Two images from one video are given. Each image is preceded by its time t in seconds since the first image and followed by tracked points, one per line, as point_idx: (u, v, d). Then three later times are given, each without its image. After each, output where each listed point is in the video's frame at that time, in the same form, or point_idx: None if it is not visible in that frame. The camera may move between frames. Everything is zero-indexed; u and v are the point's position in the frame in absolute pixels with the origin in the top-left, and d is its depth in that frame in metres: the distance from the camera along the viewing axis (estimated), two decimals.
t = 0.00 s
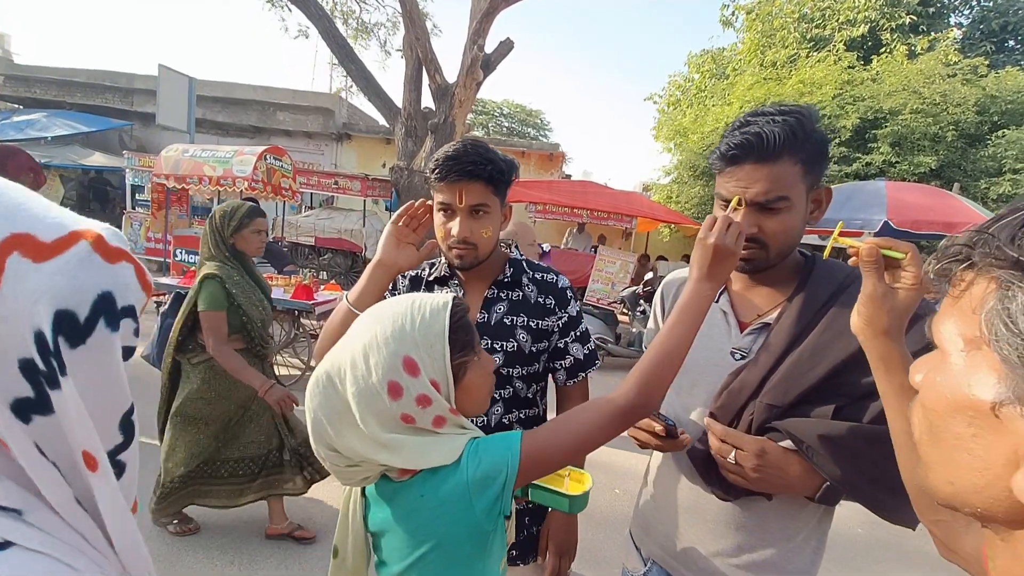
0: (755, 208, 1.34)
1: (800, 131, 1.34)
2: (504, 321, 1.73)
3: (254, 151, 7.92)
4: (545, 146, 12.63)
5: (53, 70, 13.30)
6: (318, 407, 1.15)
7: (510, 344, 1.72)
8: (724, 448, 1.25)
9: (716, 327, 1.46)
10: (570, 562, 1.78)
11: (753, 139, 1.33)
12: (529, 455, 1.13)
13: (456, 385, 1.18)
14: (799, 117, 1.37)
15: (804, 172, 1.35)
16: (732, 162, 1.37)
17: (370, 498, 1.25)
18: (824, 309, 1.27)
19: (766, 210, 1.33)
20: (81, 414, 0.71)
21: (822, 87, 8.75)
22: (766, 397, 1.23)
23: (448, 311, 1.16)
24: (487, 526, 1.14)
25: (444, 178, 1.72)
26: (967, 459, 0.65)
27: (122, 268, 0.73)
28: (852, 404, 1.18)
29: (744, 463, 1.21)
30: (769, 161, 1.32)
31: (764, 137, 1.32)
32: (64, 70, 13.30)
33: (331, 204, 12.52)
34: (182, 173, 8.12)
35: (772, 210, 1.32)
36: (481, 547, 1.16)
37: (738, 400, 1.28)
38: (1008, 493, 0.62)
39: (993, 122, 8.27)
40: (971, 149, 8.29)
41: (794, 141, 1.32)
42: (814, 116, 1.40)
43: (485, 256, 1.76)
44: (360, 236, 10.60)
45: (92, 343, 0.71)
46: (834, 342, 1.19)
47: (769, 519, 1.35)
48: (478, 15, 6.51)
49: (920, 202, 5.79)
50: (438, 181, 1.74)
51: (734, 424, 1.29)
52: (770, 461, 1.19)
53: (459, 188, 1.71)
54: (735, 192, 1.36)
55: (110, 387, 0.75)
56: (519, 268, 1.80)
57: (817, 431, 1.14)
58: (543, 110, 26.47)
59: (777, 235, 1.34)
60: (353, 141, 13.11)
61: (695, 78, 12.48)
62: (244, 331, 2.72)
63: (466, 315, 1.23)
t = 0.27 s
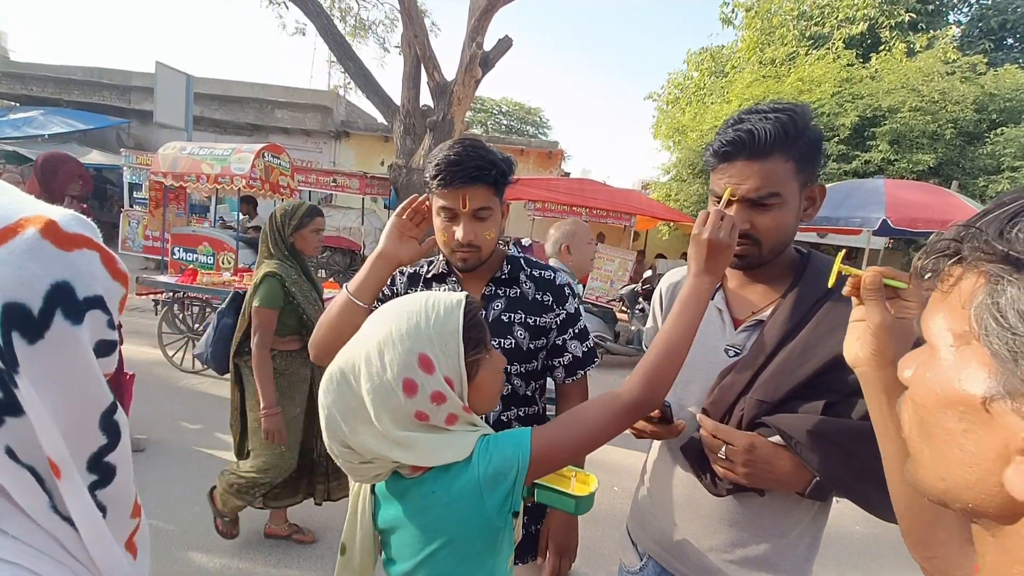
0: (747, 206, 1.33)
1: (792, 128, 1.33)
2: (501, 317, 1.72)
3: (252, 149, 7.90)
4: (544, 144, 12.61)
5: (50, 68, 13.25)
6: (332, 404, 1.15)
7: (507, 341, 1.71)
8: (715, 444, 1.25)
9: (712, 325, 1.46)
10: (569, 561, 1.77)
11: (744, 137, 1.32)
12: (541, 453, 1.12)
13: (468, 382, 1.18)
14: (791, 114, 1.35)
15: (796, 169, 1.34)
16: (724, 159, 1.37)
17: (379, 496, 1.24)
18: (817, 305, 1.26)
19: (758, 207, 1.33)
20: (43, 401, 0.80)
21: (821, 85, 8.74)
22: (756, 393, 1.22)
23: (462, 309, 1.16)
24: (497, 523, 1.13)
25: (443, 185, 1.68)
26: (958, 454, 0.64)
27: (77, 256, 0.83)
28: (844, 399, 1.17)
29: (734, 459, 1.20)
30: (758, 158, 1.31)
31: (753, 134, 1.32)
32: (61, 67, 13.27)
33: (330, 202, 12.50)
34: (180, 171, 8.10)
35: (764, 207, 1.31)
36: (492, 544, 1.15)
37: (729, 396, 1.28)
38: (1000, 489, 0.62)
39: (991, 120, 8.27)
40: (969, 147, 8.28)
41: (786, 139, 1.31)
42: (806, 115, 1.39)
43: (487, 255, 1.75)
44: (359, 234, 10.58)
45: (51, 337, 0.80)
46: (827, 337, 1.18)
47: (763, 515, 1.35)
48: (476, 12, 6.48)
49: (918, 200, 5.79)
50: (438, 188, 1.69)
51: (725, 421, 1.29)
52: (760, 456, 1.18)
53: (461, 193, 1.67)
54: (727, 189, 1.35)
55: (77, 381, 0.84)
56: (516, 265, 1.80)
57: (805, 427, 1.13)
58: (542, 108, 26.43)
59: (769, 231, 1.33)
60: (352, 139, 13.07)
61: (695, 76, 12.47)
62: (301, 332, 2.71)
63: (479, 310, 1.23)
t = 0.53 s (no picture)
0: (747, 203, 1.33)
1: (792, 126, 1.32)
2: (502, 316, 1.71)
3: (253, 148, 7.89)
4: (545, 142, 12.59)
5: (51, 66, 13.26)
6: (341, 403, 1.15)
7: (509, 340, 1.71)
8: (716, 443, 1.25)
9: (713, 324, 1.45)
10: (569, 558, 1.78)
11: (743, 134, 1.32)
12: (548, 451, 1.12)
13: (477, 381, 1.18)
14: (792, 111, 1.35)
15: (797, 167, 1.33)
16: (724, 156, 1.36)
17: (386, 495, 1.24)
18: (818, 303, 1.25)
19: (757, 204, 1.32)
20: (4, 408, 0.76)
21: (823, 83, 8.71)
22: (756, 392, 1.22)
23: (470, 308, 1.15)
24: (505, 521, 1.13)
25: (447, 189, 1.66)
26: (967, 459, 0.64)
27: (23, 256, 0.80)
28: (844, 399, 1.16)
29: (734, 459, 1.20)
30: (757, 156, 1.31)
31: (752, 132, 1.31)
32: (62, 66, 13.27)
33: (330, 201, 12.50)
34: (181, 170, 8.11)
35: (764, 205, 1.31)
36: (499, 542, 1.15)
37: (729, 396, 1.27)
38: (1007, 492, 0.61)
39: (994, 118, 8.24)
40: (972, 144, 8.25)
41: (785, 136, 1.31)
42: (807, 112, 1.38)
43: (492, 256, 1.75)
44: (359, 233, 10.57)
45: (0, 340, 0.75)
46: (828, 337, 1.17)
47: (763, 515, 1.34)
48: (477, 10, 6.46)
49: (920, 198, 5.78)
50: (441, 192, 1.67)
51: (725, 420, 1.28)
52: (760, 456, 1.17)
53: (466, 196, 1.65)
54: (727, 187, 1.35)
55: (37, 381, 0.79)
56: (518, 264, 1.79)
57: (805, 426, 1.13)
58: (543, 107, 26.39)
59: (769, 229, 1.33)
60: (353, 137, 13.06)
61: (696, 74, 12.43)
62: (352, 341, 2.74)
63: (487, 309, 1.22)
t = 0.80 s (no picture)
0: (753, 200, 1.31)
1: (799, 120, 1.31)
2: (504, 313, 1.70)
3: (254, 146, 7.89)
4: (546, 140, 12.56)
5: (53, 65, 13.27)
6: (347, 400, 1.14)
7: (510, 336, 1.69)
8: (720, 443, 1.24)
9: (717, 322, 1.44)
10: (570, 553, 1.78)
11: (748, 129, 1.30)
12: (553, 448, 1.11)
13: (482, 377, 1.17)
14: (798, 106, 1.33)
15: (804, 162, 1.32)
16: (729, 152, 1.35)
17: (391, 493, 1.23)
18: (825, 301, 1.22)
19: (764, 200, 1.30)
20: None
21: (826, 79, 8.66)
22: (760, 392, 1.20)
23: (474, 304, 1.14)
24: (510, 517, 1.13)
25: (453, 186, 1.65)
26: (1009, 477, 0.59)
27: None
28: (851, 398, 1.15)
29: (739, 458, 1.19)
30: (763, 150, 1.29)
31: (757, 126, 1.30)
32: (64, 65, 13.29)
33: (332, 199, 12.50)
34: (183, 168, 8.11)
35: (769, 202, 1.29)
36: (504, 539, 1.15)
37: (734, 395, 1.25)
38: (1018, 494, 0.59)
39: (999, 114, 8.18)
40: (976, 141, 8.20)
41: (792, 131, 1.29)
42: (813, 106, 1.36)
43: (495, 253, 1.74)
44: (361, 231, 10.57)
45: None
46: (834, 334, 1.16)
47: (769, 515, 1.34)
48: (478, 7, 6.44)
49: (924, 195, 5.74)
50: (447, 188, 1.66)
51: (730, 420, 1.27)
52: (765, 456, 1.17)
53: (471, 194, 1.65)
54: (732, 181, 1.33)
55: None
56: (518, 261, 1.79)
57: (812, 426, 1.11)
58: (544, 104, 26.33)
59: (776, 226, 1.31)
60: (354, 135, 13.05)
61: (698, 71, 12.39)
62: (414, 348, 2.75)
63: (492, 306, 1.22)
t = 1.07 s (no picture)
0: (759, 199, 1.30)
1: (804, 119, 1.30)
2: (502, 311, 1.70)
3: (254, 145, 7.88)
4: (546, 139, 12.55)
5: (53, 64, 13.25)
6: (348, 396, 1.14)
7: (508, 334, 1.69)
8: (722, 444, 1.24)
9: (720, 321, 1.43)
10: (569, 549, 1.78)
11: (754, 128, 1.30)
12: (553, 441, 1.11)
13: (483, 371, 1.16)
14: (803, 104, 1.33)
15: (810, 161, 1.31)
16: (734, 150, 1.34)
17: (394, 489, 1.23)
18: (831, 303, 1.21)
19: (769, 198, 1.29)
20: None
21: (827, 78, 8.66)
22: (763, 393, 1.19)
23: (475, 299, 1.13)
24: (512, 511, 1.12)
25: (453, 186, 1.63)
26: None
27: None
28: (857, 401, 1.13)
29: (741, 459, 1.19)
30: (769, 150, 1.29)
31: (763, 125, 1.30)
32: (64, 64, 13.28)
33: (332, 199, 12.50)
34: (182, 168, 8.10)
35: (776, 201, 1.28)
36: (507, 533, 1.14)
37: (737, 395, 1.24)
38: None
39: (999, 113, 8.17)
40: (977, 139, 8.19)
41: (798, 129, 1.29)
42: (820, 104, 1.36)
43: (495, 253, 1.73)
44: (361, 230, 10.57)
45: None
46: (841, 337, 1.14)
47: (771, 516, 1.33)
48: (478, 6, 6.43)
49: (925, 194, 5.74)
50: (445, 188, 1.64)
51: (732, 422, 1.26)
52: (768, 457, 1.16)
53: (471, 193, 1.64)
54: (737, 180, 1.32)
55: None
56: (516, 259, 1.78)
57: (817, 429, 1.09)
58: (544, 103, 26.32)
59: (781, 225, 1.31)
60: (354, 134, 13.05)
61: (698, 70, 12.37)
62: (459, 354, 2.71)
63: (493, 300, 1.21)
